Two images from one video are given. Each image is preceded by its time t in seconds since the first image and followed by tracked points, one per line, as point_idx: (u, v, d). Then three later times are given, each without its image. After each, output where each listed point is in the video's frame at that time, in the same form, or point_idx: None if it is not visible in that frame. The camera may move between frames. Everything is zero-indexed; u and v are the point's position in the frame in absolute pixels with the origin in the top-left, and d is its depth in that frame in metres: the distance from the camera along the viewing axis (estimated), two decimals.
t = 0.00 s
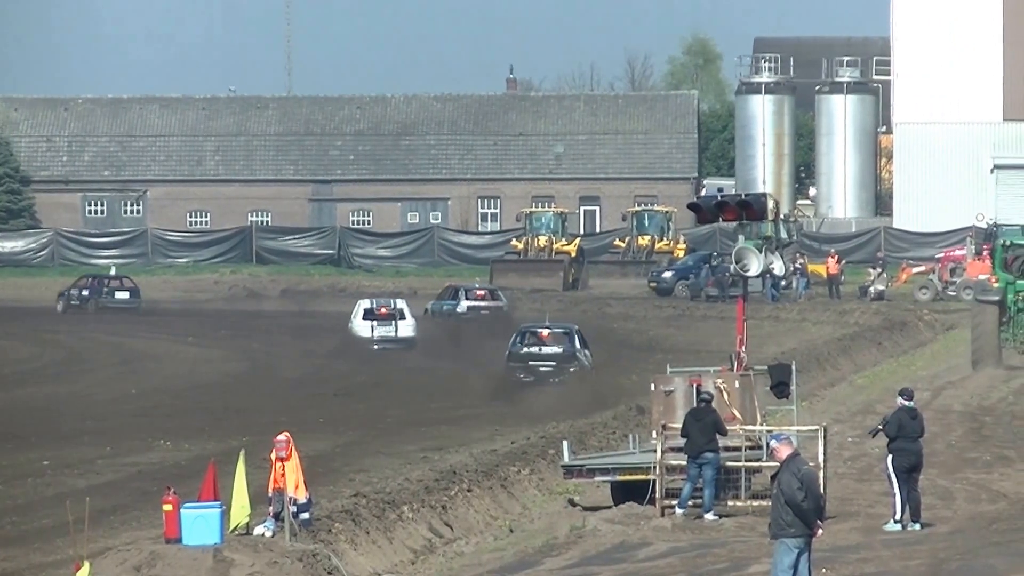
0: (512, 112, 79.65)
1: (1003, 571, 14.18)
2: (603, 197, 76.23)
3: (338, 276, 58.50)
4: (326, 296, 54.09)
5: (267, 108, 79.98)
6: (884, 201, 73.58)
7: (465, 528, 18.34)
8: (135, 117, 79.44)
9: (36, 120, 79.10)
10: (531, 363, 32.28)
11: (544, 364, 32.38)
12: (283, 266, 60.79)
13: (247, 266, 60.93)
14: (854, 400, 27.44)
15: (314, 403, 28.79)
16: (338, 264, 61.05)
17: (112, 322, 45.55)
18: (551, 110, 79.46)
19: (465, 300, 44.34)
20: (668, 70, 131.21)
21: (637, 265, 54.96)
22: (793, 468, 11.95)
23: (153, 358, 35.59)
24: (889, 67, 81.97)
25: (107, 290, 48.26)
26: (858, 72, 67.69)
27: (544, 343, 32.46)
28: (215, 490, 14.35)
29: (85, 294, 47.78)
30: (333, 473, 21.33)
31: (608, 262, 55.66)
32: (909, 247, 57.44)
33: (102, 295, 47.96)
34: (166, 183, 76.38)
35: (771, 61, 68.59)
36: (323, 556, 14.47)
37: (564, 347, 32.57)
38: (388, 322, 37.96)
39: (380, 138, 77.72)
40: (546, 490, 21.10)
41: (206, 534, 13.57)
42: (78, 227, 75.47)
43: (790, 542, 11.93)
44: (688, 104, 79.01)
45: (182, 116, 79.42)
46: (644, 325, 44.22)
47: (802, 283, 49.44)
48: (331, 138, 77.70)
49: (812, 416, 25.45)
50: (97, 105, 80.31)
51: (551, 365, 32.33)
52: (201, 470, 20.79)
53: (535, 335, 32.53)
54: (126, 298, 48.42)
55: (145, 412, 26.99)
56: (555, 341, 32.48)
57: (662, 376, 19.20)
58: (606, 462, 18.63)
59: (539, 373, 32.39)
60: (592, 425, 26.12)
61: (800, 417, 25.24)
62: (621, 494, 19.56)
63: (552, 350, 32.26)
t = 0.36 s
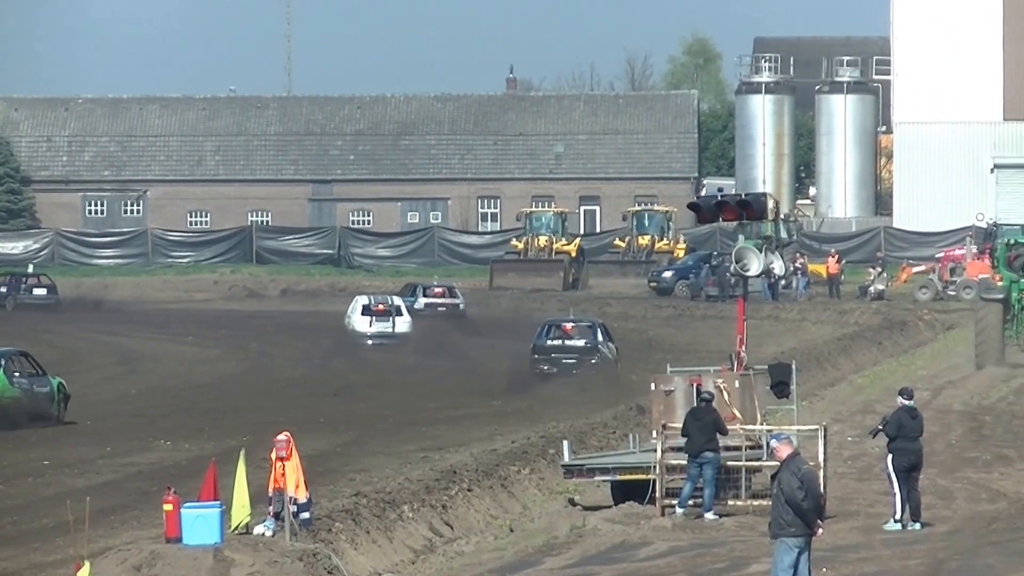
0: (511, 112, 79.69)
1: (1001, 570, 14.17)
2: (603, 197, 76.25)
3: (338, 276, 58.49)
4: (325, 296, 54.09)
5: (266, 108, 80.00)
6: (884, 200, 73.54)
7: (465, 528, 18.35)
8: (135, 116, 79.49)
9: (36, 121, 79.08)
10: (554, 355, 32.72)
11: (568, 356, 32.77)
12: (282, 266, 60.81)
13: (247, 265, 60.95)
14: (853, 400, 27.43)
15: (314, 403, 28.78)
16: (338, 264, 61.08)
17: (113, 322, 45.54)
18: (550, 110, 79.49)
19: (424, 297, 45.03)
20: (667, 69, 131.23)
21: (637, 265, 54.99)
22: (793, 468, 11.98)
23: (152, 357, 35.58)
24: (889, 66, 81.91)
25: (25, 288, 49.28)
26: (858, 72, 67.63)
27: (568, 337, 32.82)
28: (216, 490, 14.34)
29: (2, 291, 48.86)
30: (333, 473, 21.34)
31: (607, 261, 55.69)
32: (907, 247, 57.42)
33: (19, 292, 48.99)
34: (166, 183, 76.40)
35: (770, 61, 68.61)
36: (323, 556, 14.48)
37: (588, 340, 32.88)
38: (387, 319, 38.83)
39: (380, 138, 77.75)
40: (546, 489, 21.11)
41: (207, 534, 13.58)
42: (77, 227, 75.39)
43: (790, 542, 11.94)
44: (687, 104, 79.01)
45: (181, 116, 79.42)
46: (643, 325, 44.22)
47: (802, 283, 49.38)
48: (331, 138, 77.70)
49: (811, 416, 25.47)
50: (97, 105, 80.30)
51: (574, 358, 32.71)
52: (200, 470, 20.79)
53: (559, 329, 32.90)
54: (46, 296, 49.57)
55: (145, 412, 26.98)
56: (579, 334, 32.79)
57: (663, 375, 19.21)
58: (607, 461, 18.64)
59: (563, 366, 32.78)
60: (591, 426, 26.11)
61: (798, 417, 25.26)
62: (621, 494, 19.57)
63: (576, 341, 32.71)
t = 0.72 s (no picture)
0: (518, 111, 79.70)
1: (1007, 570, 14.15)
2: (609, 197, 76.26)
3: (344, 276, 58.50)
4: (330, 296, 54.11)
5: (272, 108, 80.04)
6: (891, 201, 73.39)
7: (471, 527, 18.37)
8: (141, 116, 79.53)
9: (42, 120, 79.09)
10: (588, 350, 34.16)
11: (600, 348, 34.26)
12: (288, 266, 60.86)
13: (252, 265, 60.99)
14: (859, 400, 27.40)
15: (319, 403, 28.81)
16: (344, 263, 61.14)
17: (120, 322, 45.55)
18: (556, 109, 79.48)
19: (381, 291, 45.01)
20: (674, 68, 131.08)
21: (643, 265, 54.99)
22: (799, 467, 11.98)
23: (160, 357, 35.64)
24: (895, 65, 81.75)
25: None
26: (863, 72, 67.60)
27: (599, 331, 34.26)
28: (222, 489, 14.38)
29: None
30: (339, 473, 21.36)
31: (613, 261, 55.66)
32: (913, 247, 57.41)
33: None
34: (172, 182, 76.56)
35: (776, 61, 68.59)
36: (330, 555, 14.50)
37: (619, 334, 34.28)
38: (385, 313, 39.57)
39: (385, 137, 77.79)
40: (553, 489, 21.11)
41: (213, 534, 13.63)
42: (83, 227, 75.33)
43: (795, 541, 11.94)
44: (693, 103, 78.95)
45: (187, 116, 79.49)
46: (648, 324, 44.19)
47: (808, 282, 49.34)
48: (337, 137, 77.73)
49: (817, 416, 25.44)
50: (103, 105, 80.32)
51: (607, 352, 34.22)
52: (207, 470, 20.82)
53: (591, 323, 34.21)
54: None
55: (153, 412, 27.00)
56: (610, 328, 34.18)
57: (669, 375, 19.22)
58: (613, 461, 18.65)
59: (596, 358, 34.31)
60: (597, 425, 26.09)
61: (804, 416, 25.23)
62: (627, 493, 19.57)
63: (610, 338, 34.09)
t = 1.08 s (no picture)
0: (529, 111, 79.77)
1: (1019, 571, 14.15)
2: (620, 197, 76.28)
3: (355, 276, 58.59)
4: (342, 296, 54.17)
5: (284, 108, 80.20)
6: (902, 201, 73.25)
7: (483, 527, 18.42)
8: (153, 117, 79.68)
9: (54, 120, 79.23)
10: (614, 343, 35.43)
11: (632, 346, 35.42)
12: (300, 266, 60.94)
13: (264, 265, 61.07)
14: (870, 400, 27.39)
15: (332, 403, 28.88)
16: (356, 264, 61.11)
17: (132, 322, 45.63)
18: (568, 109, 79.53)
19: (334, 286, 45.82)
20: (685, 68, 131.11)
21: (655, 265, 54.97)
22: (811, 467, 12.01)
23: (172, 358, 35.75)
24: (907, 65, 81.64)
25: None
26: (875, 72, 67.58)
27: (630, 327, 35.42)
28: (234, 489, 14.44)
29: None
30: (351, 473, 21.40)
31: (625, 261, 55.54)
32: (925, 246, 57.33)
33: None
34: (183, 182, 76.80)
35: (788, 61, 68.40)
36: (342, 555, 14.56)
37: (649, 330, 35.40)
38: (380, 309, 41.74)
39: (397, 137, 77.90)
40: (565, 489, 21.14)
41: (225, 534, 13.70)
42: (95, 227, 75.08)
43: (807, 540, 11.96)
44: (705, 103, 78.96)
45: (199, 116, 79.65)
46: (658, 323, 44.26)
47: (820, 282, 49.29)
48: (349, 137, 77.85)
49: (828, 416, 25.43)
50: (115, 104, 80.49)
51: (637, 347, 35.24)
52: (219, 469, 20.90)
53: (621, 319, 35.43)
54: None
55: (165, 412, 27.07)
56: (640, 325, 35.32)
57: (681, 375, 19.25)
58: (624, 461, 18.68)
59: (626, 354, 35.38)
60: (609, 426, 26.10)
61: (816, 416, 25.23)
62: (639, 493, 19.59)
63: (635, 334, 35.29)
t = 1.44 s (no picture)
0: (549, 111, 79.84)
1: None
2: (640, 197, 76.17)
3: (375, 276, 58.73)
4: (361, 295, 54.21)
5: (304, 107, 80.38)
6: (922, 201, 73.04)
7: (503, 526, 18.46)
8: (172, 117, 79.79)
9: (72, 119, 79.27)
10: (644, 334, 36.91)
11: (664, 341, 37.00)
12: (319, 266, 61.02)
13: (284, 265, 61.28)
14: (889, 400, 27.33)
15: (350, 403, 28.91)
16: (375, 263, 61.46)
17: (151, 322, 45.69)
18: (587, 109, 79.56)
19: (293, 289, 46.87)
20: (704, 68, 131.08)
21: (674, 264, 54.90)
22: (831, 466, 12.02)
23: (190, 357, 35.85)
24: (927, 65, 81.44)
25: None
26: (894, 72, 67.55)
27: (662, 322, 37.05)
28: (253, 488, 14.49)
29: None
30: (370, 473, 21.45)
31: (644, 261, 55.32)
32: (945, 246, 57.17)
33: None
34: (201, 183, 76.12)
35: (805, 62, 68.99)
36: (362, 555, 14.61)
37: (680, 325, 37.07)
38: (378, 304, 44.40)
39: (417, 138, 78.01)
40: (584, 489, 21.16)
41: (245, 533, 13.76)
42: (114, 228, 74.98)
43: (827, 540, 11.97)
44: (725, 103, 79.04)
45: (218, 115, 79.81)
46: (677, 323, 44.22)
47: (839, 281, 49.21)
48: (368, 137, 78.01)
49: (847, 416, 25.38)
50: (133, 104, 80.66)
51: (670, 341, 36.74)
52: (238, 469, 20.97)
53: (654, 315, 37.07)
54: None
55: (184, 412, 27.15)
56: (672, 320, 36.99)
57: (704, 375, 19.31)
58: (644, 460, 18.68)
59: (659, 348, 36.99)
60: (628, 426, 26.09)
61: (835, 416, 25.18)
62: (658, 493, 19.59)
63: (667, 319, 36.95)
